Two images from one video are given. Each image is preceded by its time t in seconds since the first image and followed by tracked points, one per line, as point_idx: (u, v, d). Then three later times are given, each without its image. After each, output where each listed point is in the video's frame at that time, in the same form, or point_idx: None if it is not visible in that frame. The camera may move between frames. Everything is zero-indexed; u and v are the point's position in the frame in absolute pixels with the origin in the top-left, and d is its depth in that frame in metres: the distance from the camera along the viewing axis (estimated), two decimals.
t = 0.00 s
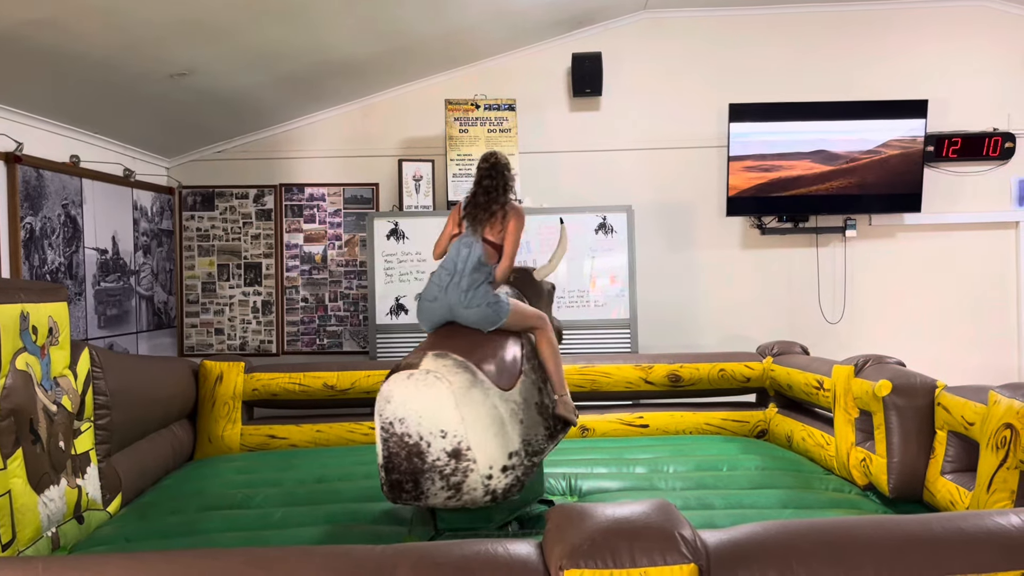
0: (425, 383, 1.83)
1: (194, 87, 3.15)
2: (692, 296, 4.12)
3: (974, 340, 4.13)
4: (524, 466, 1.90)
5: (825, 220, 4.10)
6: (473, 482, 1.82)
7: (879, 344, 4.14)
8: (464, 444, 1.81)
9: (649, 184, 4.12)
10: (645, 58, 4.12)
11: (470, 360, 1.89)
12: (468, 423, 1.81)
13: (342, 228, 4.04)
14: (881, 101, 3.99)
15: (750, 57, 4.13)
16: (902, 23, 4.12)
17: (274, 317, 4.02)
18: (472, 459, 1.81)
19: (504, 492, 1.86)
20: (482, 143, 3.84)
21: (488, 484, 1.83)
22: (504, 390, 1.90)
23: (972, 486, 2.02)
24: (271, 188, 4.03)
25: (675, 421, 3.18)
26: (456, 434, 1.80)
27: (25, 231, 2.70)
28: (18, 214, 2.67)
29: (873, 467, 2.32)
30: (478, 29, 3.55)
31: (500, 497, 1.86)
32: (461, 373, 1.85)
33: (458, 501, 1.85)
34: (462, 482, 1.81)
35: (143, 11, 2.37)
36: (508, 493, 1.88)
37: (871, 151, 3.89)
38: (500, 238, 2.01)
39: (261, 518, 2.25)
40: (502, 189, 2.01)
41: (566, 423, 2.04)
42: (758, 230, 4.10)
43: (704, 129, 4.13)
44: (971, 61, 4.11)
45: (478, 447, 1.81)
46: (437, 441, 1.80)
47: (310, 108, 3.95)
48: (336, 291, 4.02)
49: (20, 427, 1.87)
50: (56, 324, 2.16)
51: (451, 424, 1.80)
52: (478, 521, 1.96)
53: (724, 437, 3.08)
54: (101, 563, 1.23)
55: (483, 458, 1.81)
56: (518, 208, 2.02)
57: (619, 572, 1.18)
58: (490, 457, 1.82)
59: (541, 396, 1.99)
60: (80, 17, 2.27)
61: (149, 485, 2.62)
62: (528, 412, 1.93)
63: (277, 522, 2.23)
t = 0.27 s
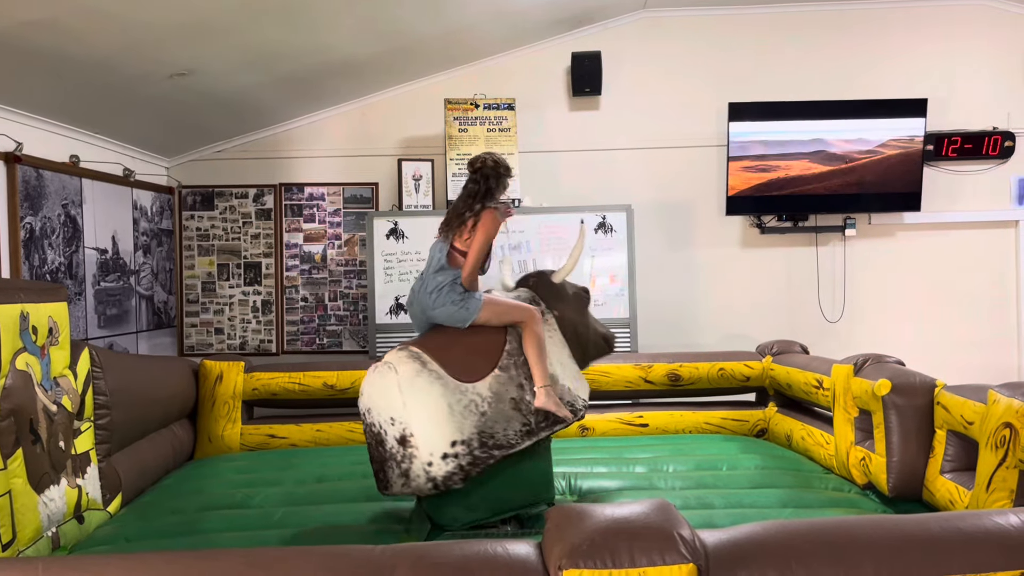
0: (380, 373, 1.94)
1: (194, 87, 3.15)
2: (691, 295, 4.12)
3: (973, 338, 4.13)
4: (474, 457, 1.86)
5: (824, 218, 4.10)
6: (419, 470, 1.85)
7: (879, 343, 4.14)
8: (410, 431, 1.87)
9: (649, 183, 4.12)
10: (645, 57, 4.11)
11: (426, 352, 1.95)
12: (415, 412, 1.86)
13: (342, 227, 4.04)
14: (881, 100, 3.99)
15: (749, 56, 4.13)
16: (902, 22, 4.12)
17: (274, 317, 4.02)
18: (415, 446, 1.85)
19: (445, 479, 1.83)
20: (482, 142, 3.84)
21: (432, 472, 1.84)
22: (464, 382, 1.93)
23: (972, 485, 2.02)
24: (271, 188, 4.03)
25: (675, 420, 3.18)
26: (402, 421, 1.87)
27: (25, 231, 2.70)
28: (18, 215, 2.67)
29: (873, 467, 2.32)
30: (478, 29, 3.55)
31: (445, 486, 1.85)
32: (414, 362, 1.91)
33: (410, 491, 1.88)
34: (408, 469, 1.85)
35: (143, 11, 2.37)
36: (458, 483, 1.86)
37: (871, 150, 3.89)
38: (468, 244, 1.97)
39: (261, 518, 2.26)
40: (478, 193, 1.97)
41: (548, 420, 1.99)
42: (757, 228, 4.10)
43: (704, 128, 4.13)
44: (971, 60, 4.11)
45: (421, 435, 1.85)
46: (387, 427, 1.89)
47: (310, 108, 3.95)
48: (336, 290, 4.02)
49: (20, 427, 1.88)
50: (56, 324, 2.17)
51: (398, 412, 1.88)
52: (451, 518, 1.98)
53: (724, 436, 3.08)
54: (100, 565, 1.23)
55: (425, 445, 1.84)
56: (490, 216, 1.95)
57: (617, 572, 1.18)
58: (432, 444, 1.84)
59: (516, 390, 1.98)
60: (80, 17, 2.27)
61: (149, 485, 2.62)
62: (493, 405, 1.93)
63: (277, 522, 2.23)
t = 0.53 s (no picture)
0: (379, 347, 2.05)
1: (193, 82, 3.14)
2: (692, 290, 4.12)
3: (973, 333, 4.14)
4: (422, 435, 1.83)
5: (825, 213, 4.10)
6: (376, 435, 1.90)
7: (879, 338, 4.15)
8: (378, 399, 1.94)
9: (649, 178, 4.12)
10: (645, 52, 4.11)
11: (416, 332, 2.00)
12: (385, 385, 1.92)
13: (343, 223, 4.04)
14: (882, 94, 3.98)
15: (749, 51, 4.13)
16: (902, 17, 4.11)
17: (274, 312, 4.02)
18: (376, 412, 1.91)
19: (387, 447, 1.84)
20: (482, 137, 3.84)
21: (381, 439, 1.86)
22: (438, 364, 1.93)
23: (972, 479, 2.02)
24: (271, 183, 4.03)
25: (675, 414, 3.18)
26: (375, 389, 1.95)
27: (25, 226, 2.70)
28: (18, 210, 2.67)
29: (873, 461, 2.33)
30: (478, 24, 3.54)
31: (387, 453, 1.85)
32: (400, 338, 1.98)
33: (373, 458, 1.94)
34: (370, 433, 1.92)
35: (142, 6, 2.37)
36: (405, 454, 1.85)
37: (872, 145, 3.88)
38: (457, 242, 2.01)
39: (262, 513, 2.26)
40: (464, 191, 2.02)
41: (519, 417, 1.88)
42: (758, 223, 4.10)
43: (704, 122, 4.12)
44: (972, 55, 4.10)
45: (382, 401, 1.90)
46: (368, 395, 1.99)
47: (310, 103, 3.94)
48: (336, 285, 4.02)
49: (21, 422, 1.88)
50: (57, 319, 2.17)
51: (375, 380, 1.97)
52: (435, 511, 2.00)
53: (724, 431, 3.08)
54: (101, 559, 1.23)
55: (381, 411, 1.88)
56: (466, 212, 1.97)
57: (617, 565, 1.18)
58: (387, 411, 1.87)
59: (493, 382, 1.91)
60: (79, 12, 2.27)
61: (150, 480, 2.63)
62: (463, 391, 1.89)
63: (279, 516, 2.23)
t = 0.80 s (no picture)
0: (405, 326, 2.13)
1: (192, 78, 3.13)
2: (693, 286, 4.12)
3: (974, 328, 4.14)
4: (394, 417, 1.89)
5: (825, 209, 4.10)
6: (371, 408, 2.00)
7: (879, 333, 4.15)
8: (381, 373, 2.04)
9: (650, 174, 4.12)
10: (645, 48, 4.10)
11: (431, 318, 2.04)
12: (387, 359, 2.02)
13: (343, 219, 4.03)
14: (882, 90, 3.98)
15: (749, 47, 4.12)
16: (903, 12, 4.10)
17: (275, 309, 4.02)
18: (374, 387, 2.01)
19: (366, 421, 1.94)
20: (482, 134, 3.84)
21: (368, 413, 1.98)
22: (429, 352, 1.95)
23: (971, 475, 2.02)
24: (271, 180, 4.03)
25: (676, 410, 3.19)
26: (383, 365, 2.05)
27: (25, 223, 2.70)
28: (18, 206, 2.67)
29: (873, 456, 2.33)
30: (478, 20, 3.54)
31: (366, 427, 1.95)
32: (413, 322, 2.06)
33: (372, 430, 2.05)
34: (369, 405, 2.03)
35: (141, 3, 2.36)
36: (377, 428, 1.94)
37: (872, 141, 3.88)
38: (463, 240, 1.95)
39: (263, 509, 2.26)
40: (456, 190, 1.95)
41: (481, 426, 1.84)
42: (758, 219, 4.09)
43: (705, 118, 4.12)
44: (973, 50, 4.10)
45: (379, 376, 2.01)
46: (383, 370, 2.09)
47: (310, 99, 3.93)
48: (337, 282, 4.02)
49: (21, 418, 1.88)
50: (57, 316, 2.17)
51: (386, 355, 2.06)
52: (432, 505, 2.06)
53: (725, 427, 3.09)
54: (102, 555, 1.23)
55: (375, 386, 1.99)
56: (461, 210, 1.90)
57: (616, 561, 1.18)
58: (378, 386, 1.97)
59: (472, 383, 1.87)
60: (78, 8, 2.26)
61: (151, 476, 2.63)
62: (443, 384, 1.89)
63: (279, 512, 2.24)
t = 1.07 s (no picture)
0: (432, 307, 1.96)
1: (191, 74, 3.13)
2: (693, 281, 4.13)
3: (974, 323, 4.14)
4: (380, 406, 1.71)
5: (826, 205, 4.09)
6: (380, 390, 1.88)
7: (880, 329, 4.15)
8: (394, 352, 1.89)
9: (650, 170, 4.11)
10: (646, 43, 4.09)
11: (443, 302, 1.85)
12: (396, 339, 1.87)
13: (343, 215, 4.03)
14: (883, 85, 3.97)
15: (750, 42, 4.11)
16: (904, 7, 4.09)
17: (276, 305, 4.03)
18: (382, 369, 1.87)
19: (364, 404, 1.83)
20: (482, 130, 3.83)
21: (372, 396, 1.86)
22: (423, 348, 1.71)
23: (971, 470, 2.03)
24: (272, 176, 4.03)
25: (676, 406, 3.19)
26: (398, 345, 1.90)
27: (25, 220, 2.70)
28: (19, 203, 2.67)
29: (873, 452, 2.33)
30: (478, 15, 3.52)
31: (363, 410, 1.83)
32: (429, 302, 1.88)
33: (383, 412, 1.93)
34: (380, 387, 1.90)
35: None
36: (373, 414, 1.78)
37: (873, 136, 3.87)
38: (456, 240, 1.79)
39: (264, 505, 2.27)
40: (444, 188, 1.77)
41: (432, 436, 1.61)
42: (759, 215, 4.09)
43: (705, 114, 4.11)
44: (974, 45, 4.08)
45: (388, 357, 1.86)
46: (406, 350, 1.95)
47: (309, 95, 3.92)
48: (337, 278, 4.02)
49: (22, 415, 1.89)
50: (58, 313, 2.17)
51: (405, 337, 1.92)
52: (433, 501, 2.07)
53: (725, 422, 3.09)
54: (103, 553, 1.23)
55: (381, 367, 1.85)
56: (449, 208, 1.74)
57: (615, 557, 1.19)
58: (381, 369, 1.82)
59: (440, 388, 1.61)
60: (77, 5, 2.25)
61: (152, 472, 2.64)
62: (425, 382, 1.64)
63: (280, 508, 2.24)
